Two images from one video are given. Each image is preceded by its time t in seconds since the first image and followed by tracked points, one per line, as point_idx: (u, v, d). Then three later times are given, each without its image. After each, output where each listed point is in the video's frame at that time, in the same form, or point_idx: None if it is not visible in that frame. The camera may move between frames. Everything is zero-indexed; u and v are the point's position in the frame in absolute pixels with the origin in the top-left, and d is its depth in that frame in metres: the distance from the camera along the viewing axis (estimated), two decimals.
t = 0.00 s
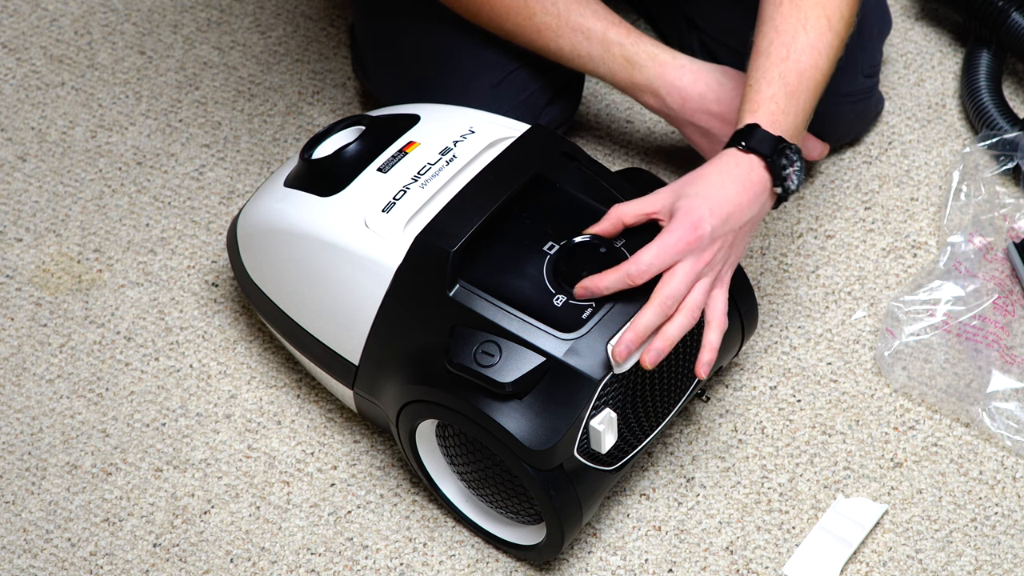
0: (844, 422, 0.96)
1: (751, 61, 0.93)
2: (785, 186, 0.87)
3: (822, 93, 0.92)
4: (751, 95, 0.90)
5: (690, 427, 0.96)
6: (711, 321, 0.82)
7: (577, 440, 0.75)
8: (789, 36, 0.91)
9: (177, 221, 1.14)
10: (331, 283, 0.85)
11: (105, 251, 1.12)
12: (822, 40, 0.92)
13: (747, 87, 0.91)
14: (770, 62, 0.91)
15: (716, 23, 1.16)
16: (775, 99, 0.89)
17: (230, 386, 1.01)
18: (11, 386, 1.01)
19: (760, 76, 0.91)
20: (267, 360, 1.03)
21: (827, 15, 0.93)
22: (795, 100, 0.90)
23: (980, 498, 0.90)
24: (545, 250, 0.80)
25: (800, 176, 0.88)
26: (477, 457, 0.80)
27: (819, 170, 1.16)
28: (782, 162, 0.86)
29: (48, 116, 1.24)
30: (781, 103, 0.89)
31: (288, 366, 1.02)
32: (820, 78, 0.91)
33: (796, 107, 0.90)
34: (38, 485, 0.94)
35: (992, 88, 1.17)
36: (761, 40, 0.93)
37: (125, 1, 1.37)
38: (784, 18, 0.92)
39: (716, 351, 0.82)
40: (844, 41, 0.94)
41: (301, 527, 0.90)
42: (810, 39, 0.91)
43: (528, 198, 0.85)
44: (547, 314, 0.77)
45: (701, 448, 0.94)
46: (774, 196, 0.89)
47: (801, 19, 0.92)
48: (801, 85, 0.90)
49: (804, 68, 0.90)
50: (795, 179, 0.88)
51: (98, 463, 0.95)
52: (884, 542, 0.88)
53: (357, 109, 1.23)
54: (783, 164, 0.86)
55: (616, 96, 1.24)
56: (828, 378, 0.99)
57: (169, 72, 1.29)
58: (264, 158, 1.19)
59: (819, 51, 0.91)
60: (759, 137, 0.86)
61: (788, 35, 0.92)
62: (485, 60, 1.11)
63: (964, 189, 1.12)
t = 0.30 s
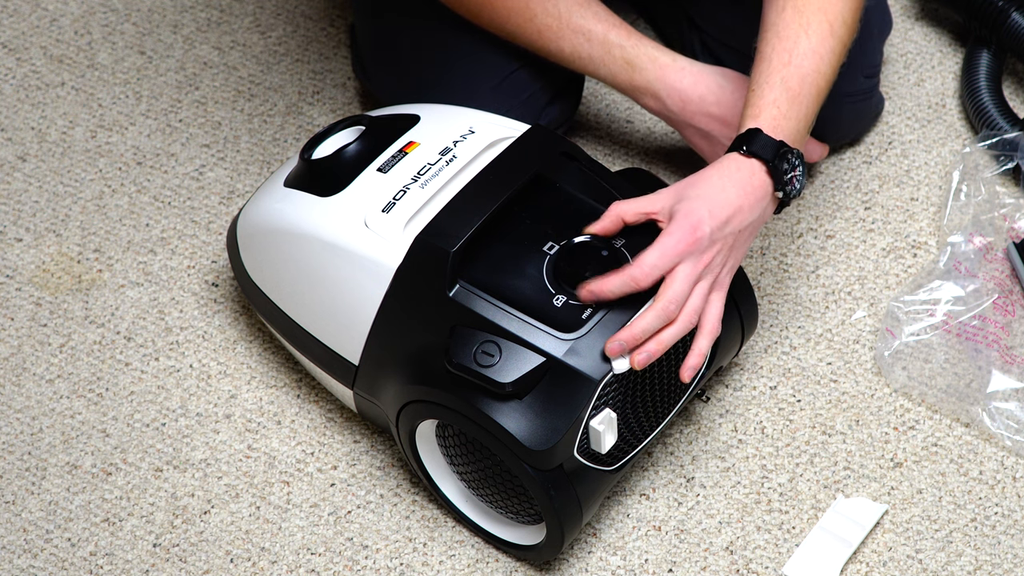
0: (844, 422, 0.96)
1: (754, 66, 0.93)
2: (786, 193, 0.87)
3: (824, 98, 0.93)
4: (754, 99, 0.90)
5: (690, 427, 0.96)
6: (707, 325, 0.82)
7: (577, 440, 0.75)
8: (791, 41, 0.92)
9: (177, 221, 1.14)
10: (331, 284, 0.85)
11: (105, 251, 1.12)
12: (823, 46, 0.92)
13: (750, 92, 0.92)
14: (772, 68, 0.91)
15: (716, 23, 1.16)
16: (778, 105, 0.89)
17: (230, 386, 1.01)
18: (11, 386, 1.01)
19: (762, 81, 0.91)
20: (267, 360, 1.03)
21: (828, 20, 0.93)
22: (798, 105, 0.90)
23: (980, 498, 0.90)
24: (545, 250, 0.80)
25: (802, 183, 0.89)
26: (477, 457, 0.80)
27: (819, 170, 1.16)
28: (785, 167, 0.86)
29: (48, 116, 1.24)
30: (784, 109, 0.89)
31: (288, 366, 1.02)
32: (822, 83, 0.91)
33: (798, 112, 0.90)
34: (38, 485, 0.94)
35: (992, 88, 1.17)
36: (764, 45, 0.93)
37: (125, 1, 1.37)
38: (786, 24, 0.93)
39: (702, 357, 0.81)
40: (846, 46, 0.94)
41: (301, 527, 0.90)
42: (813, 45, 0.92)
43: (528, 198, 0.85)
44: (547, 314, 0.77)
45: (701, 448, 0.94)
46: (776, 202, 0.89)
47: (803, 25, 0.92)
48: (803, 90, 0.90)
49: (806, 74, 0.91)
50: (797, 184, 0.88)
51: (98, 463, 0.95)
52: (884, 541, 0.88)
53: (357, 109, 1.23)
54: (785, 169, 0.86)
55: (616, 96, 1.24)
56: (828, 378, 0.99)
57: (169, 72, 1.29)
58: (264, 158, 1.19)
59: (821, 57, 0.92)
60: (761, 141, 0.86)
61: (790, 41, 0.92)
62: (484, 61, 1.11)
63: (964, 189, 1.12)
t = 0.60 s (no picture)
0: (844, 422, 0.96)
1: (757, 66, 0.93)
2: (790, 193, 0.88)
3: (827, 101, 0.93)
4: (758, 100, 0.90)
5: (690, 427, 0.96)
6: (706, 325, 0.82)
7: (577, 440, 0.75)
8: (795, 42, 0.92)
9: (177, 221, 1.14)
10: (331, 283, 0.85)
11: (105, 251, 1.12)
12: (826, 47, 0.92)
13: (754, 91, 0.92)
14: (776, 69, 0.91)
15: (717, 23, 1.16)
16: (781, 105, 0.89)
17: (230, 386, 1.01)
18: (11, 386, 1.01)
19: (766, 82, 0.91)
20: (267, 360, 1.03)
21: (833, 21, 0.93)
22: (801, 107, 0.90)
23: (980, 498, 0.90)
24: (545, 250, 0.80)
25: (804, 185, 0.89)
26: (477, 457, 0.80)
27: (819, 170, 1.16)
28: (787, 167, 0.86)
29: (48, 116, 1.24)
30: (786, 108, 0.89)
31: (288, 366, 1.02)
32: (826, 86, 0.91)
33: (800, 113, 0.90)
34: (38, 485, 0.94)
35: (992, 88, 1.17)
36: (768, 46, 0.93)
37: (125, 1, 1.37)
38: (791, 26, 0.93)
39: (701, 357, 0.81)
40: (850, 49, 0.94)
41: (301, 527, 0.90)
42: (816, 46, 0.92)
43: (528, 198, 0.85)
44: (547, 314, 0.77)
45: (701, 448, 0.94)
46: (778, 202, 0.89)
47: (808, 26, 0.92)
48: (806, 93, 0.90)
49: (810, 75, 0.91)
50: (801, 184, 0.88)
51: (98, 463, 0.95)
52: (884, 542, 0.88)
53: (357, 109, 1.23)
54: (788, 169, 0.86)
55: (616, 96, 1.24)
56: (828, 378, 0.99)
57: (169, 72, 1.29)
58: (264, 158, 1.19)
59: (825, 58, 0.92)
60: (765, 142, 0.86)
61: (794, 41, 0.92)
62: (484, 61, 1.11)
63: (964, 189, 1.12)
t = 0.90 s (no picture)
0: (844, 422, 0.96)
1: (769, 40, 0.98)
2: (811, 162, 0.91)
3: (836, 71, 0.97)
4: (775, 72, 0.95)
5: (690, 427, 0.96)
6: (745, 300, 0.86)
7: (577, 440, 0.75)
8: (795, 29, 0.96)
9: (177, 221, 1.14)
10: (331, 283, 0.85)
11: (105, 251, 1.12)
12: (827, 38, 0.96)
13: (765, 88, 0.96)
14: (789, 41, 0.96)
15: (717, 23, 1.16)
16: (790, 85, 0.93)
17: (230, 386, 1.01)
18: (11, 386, 1.01)
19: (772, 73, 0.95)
20: (267, 360, 1.03)
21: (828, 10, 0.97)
22: (817, 78, 0.94)
23: (980, 498, 0.90)
24: (545, 250, 0.80)
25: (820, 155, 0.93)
26: (477, 457, 0.80)
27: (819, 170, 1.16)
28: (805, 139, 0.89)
29: (48, 116, 1.24)
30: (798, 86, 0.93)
31: (288, 366, 1.02)
32: (836, 57, 0.96)
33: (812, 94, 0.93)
34: (38, 485, 0.94)
35: (992, 88, 1.17)
36: (778, 21, 0.98)
37: (125, 1, 1.37)
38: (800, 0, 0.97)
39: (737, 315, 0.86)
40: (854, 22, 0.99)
41: (301, 527, 0.90)
42: (816, 31, 0.96)
43: (528, 198, 0.85)
44: (547, 314, 0.76)
45: (701, 448, 0.94)
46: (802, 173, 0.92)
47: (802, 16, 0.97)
48: (812, 75, 0.94)
49: (813, 61, 0.95)
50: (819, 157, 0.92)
51: (98, 463, 0.95)
52: (884, 542, 0.88)
53: (357, 109, 1.23)
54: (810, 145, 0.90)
55: (616, 96, 1.24)
56: (828, 378, 0.99)
57: (169, 72, 1.29)
58: (264, 158, 1.19)
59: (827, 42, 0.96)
60: (788, 121, 0.89)
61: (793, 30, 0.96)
62: (484, 61, 1.11)
63: (964, 189, 1.12)
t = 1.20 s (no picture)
0: (844, 422, 0.96)
1: (767, 20, 1.01)
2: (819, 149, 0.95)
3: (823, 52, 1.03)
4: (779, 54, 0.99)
5: (690, 427, 0.96)
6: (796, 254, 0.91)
7: (577, 440, 0.75)
8: (778, 24, 1.00)
9: (177, 221, 1.14)
10: (331, 283, 0.85)
11: (105, 251, 1.12)
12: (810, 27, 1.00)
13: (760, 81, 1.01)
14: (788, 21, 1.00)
15: (716, 22, 1.16)
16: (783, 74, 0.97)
17: (230, 386, 1.01)
18: (11, 386, 1.01)
19: (761, 71, 1.00)
20: (267, 360, 1.03)
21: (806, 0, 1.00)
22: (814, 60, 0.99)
23: (980, 498, 0.90)
24: (545, 250, 0.80)
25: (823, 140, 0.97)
26: (477, 457, 0.80)
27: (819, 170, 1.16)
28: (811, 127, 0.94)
29: (48, 116, 1.24)
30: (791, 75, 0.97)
31: (289, 366, 1.02)
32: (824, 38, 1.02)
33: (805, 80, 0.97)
34: (38, 485, 0.94)
35: (992, 88, 1.17)
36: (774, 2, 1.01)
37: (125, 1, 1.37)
38: None
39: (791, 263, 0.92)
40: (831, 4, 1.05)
41: (301, 527, 0.90)
42: (799, 23, 1.00)
43: (528, 198, 0.85)
44: (547, 314, 0.76)
45: (701, 448, 0.94)
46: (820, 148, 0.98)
47: (782, 9, 1.01)
48: (801, 65, 0.98)
49: (799, 53, 0.98)
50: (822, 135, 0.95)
51: (98, 463, 0.95)
52: (884, 542, 0.88)
53: (357, 109, 1.24)
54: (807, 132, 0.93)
55: (616, 96, 1.24)
56: (828, 378, 0.99)
57: (170, 72, 1.29)
58: (264, 158, 1.19)
59: (809, 33, 0.99)
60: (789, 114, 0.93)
61: (776, 25, 1.00)
62: (484, 60, 1.11)
63: (964, 189, 1.12)
